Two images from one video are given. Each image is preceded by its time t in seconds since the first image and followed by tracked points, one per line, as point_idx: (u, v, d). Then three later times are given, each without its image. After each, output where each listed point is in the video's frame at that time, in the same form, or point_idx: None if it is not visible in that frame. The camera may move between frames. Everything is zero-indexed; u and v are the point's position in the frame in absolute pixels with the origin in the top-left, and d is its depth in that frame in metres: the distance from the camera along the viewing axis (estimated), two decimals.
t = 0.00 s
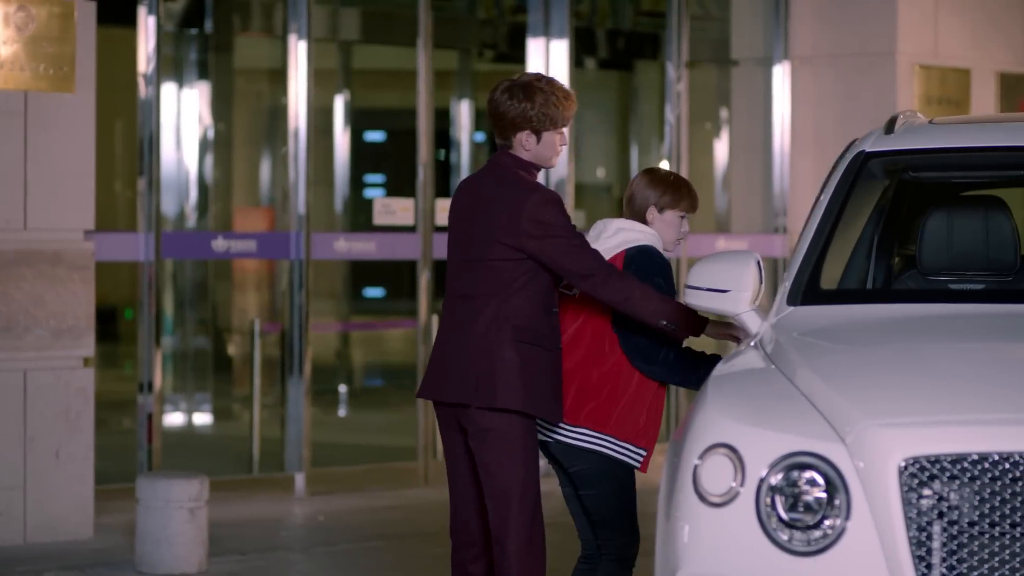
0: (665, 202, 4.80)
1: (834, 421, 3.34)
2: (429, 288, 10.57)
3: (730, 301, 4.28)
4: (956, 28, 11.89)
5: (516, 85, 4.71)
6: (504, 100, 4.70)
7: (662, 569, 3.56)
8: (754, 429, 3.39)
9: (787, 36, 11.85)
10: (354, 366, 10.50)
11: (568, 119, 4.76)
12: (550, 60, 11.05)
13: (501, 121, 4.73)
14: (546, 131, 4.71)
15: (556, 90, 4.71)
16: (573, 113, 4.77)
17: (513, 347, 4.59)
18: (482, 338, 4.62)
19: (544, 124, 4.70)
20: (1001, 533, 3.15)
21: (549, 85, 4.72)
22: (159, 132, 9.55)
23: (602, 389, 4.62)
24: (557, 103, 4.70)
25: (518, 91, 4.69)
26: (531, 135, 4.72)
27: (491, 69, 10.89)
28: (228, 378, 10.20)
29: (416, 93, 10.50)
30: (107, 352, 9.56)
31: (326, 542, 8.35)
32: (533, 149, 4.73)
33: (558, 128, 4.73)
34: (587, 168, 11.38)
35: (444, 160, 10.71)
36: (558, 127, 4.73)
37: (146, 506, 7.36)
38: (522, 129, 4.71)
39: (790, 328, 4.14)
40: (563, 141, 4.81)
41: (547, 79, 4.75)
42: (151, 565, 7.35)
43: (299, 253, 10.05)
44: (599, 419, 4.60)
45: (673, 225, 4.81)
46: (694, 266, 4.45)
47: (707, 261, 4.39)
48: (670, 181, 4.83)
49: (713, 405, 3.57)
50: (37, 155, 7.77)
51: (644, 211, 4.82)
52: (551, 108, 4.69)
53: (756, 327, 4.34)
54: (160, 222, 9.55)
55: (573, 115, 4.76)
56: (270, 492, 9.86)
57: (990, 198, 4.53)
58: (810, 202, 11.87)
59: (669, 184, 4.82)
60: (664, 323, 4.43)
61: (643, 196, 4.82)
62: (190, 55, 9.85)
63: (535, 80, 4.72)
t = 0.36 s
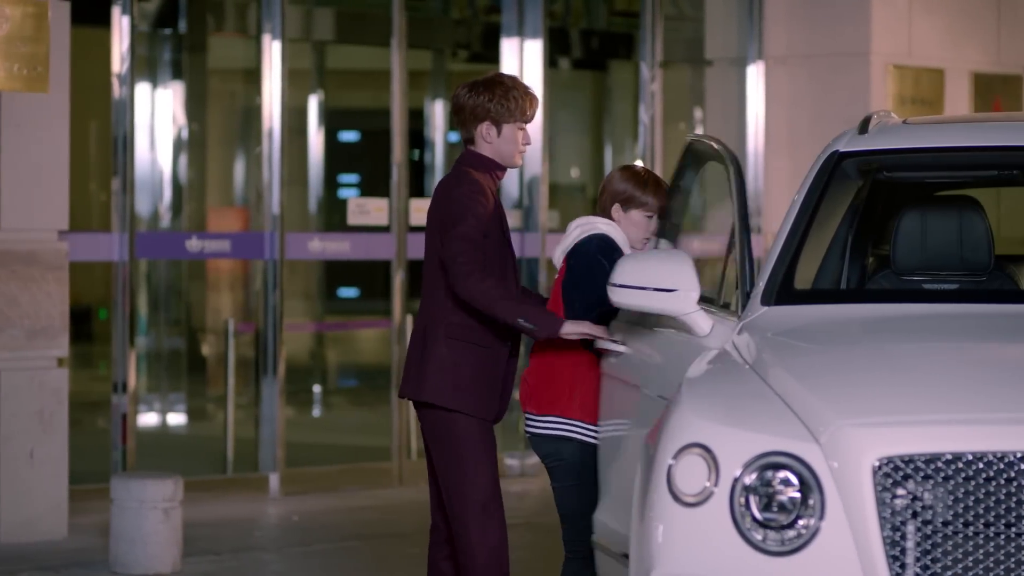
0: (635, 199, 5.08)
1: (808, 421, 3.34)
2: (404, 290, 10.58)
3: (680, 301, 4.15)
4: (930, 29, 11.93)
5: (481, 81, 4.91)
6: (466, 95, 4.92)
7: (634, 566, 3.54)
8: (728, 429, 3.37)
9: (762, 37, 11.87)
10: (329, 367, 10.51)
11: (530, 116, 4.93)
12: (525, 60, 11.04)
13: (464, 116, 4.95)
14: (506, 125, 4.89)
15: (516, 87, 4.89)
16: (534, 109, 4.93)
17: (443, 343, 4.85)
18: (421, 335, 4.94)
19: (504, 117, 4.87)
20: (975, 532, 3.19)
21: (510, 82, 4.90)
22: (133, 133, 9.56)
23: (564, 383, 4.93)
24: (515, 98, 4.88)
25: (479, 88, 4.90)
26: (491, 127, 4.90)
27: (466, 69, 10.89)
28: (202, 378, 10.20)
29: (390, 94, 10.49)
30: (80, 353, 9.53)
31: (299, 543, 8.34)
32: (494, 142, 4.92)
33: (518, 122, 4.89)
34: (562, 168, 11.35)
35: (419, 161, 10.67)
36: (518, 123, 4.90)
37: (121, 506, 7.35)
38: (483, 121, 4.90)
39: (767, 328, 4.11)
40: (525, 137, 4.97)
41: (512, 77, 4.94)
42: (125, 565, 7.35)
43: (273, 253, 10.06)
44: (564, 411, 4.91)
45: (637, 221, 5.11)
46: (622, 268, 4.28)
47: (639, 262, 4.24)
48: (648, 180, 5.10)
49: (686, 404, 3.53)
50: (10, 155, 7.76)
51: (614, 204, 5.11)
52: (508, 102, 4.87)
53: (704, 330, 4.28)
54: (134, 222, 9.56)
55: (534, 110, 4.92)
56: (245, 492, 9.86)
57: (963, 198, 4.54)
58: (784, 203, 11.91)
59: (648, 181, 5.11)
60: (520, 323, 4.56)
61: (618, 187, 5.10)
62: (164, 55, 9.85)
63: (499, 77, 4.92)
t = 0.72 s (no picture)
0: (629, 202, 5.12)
1: (786, 422, 3.31)
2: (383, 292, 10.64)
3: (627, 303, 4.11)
4: (906, 31, 11.98)
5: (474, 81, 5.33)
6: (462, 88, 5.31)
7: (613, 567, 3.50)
8: (707, 429, 3.34)
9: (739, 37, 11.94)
10: (306, 367, 10.52)
11: (515, 119, 5.32)
12: (502, 60, 11.04)
13: (452, 110, 5.35)
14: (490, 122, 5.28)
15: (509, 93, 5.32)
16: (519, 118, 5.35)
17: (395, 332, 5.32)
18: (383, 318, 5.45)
19: (488, 114, 5.28)
20: (952, 532, 3.15)
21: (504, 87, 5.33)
22: (111, 133, 9.59)
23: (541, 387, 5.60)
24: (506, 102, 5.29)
25: (475, 86, 5.30)
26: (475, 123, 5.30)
27: (443, 69, 10.89)
28: (179, 379, 10.18)
29: (368, 93, 10.51)
30: (59, 353, 9.55)
31: (276, 543, 8.34)
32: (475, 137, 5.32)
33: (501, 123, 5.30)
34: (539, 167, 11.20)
35: (396, 160, 10.69)
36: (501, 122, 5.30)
37: (98, 506, 7.35)
38: (469, 117, 5.30)
39: (742, 328, 4.10)
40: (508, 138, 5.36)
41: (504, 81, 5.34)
42: (102, 564, 7.35)
43: (250, 253, 10.07)
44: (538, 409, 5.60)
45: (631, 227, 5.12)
46: (550, 267, 4.10)
47: (571, 263, 4.10)
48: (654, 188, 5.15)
49: (665, 404, 3.51)
50: None
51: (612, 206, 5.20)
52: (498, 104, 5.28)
53: (652, 330, 4.35)
54: (111, 221, 9.58)
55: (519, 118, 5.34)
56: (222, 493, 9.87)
57: (940, 198, 4.55)
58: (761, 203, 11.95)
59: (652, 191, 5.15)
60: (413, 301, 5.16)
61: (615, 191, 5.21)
62: (142, 56, 9.84)
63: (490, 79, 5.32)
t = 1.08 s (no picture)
0: (605, 192, 4.75)
1: (766, 421, 3.27)
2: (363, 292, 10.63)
3: (593, 302, 3.85)
4: (886, 30, 12.00)
5: (471, 84, 4.84)
6: (456, 93, 4.85)
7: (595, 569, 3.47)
8: (687, 428, 3.30)
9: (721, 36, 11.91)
10: (286, 367, 10.51)
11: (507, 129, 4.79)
12: (483, 61, 10.92)
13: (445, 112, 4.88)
14: (477, 128, 4.79)
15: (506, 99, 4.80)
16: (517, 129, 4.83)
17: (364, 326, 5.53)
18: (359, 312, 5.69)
19: (474, 120, 4.78)
20: (933, 532, 3.11)
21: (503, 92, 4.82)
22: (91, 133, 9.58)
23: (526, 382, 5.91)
24: (498, 109, 4.77)
25: (467, 89, 4.83)
26: (462, 128, 4.83)
27: (424, 69, 10.85)
28: (160, 379, 10.17)
29: (348, 93, 10.51)
30: (40, 354, 9.58)
31: (258, 543, 8.34)
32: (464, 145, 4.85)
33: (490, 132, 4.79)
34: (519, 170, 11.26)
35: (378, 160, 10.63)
36: (491, 130, 4.79)
37: (78, 507, 7.34)
38: (455, 121, 4.83)
39: (724, 328, 4.07)
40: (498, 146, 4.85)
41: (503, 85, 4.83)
42: (83, 565, 7.33)
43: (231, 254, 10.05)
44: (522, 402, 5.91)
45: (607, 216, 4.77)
46: (511, 268, 3.81)
47: (534, 261, 3.82)
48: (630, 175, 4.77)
49: (645, 406, 3.47)
50: None
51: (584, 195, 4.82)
52: (488, 111, 4.77)
53: (616, 331, 3.98)
54: (91, 222, 9.58)
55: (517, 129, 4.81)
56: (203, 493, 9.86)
57: (921, 198, 4.54)
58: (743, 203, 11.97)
59: (628, 179, 4.76)
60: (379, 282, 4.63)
61: (587, 179, 4.78)
62: (122, 56, 9.86)
63: (488, 83, 4.82)
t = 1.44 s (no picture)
0: (584, 184, 4.63)
1: (750, 422, 3.27)
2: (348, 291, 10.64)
3: (575, 302, 3.85)
4: (871, 31, 12.02)
5: (465, 90, 4.82)
6: (449, 99, 4.81)
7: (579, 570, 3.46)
8: (672, 430, 3.30)
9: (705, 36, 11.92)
10: (271, 368, 10.49)
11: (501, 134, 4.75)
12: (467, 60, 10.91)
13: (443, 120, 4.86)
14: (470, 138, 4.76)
15: (494, 107, 4.75)
16: (509, 135, 4.78)
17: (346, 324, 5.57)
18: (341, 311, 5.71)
19: (467, 129, 4.75)
20: (917, 533, 3.11)
21: (492, 100, 4.77)
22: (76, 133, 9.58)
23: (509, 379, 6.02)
24: (486, 118, 4.73)
25: (461, 96, 4.79)
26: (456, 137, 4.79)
27: (408, 70, 10.85)
28: (144, 379, 10.16)
29: (332, 93, 10.53)
30: (25, 354, 9.55)
31: (244, 543, 8.33)
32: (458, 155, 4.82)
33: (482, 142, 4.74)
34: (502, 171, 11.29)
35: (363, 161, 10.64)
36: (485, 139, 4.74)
37: (62, 508, 7.33)
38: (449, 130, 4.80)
39: (709, 329, 4.07)
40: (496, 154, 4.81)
41: (498, 92, 4.80)
42: (67, 566, 7.32)
43: (216, 254, 9.98)
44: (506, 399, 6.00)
45: (584, 210, 4.64)
46: (492, 268, 3.82)
47: (515, 261, 3.82)
48: (610, 169, 4.65)
49: (630, 407, 3.47)
50: None
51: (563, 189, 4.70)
52: (478, 120, 4.73)
53: (599, 331, 3.98)
54: (76, 222, 9.59)
55: (507, 136, 4.76)
56: (188, 493, 9.85)
57: (905, 199, 4.56)
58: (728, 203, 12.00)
59: (608, 173, 4.64)
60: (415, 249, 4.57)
61: (569, 167, 4.67)
62: (107, 56, 9.86)
63: (480, 90, 4.79)
